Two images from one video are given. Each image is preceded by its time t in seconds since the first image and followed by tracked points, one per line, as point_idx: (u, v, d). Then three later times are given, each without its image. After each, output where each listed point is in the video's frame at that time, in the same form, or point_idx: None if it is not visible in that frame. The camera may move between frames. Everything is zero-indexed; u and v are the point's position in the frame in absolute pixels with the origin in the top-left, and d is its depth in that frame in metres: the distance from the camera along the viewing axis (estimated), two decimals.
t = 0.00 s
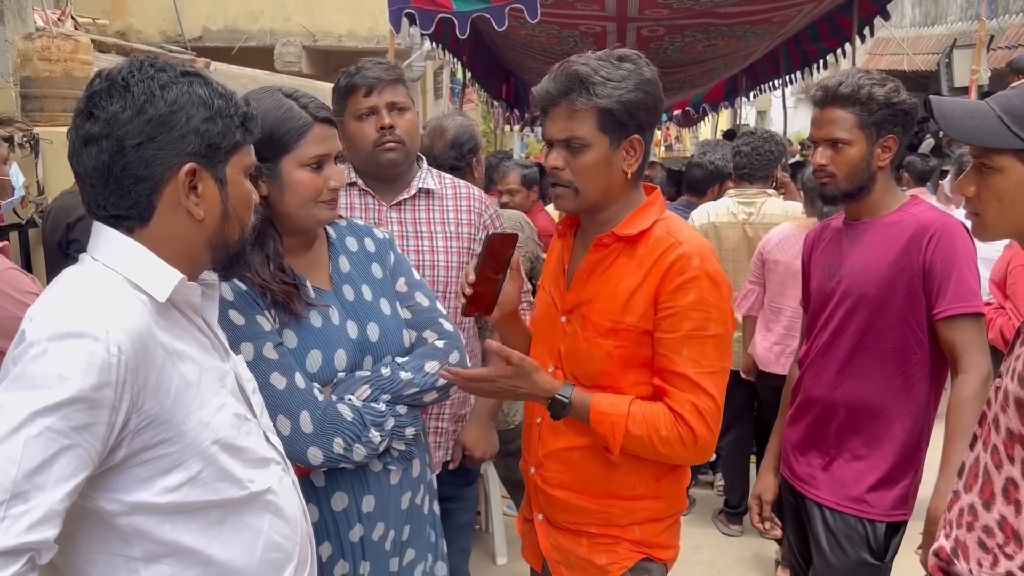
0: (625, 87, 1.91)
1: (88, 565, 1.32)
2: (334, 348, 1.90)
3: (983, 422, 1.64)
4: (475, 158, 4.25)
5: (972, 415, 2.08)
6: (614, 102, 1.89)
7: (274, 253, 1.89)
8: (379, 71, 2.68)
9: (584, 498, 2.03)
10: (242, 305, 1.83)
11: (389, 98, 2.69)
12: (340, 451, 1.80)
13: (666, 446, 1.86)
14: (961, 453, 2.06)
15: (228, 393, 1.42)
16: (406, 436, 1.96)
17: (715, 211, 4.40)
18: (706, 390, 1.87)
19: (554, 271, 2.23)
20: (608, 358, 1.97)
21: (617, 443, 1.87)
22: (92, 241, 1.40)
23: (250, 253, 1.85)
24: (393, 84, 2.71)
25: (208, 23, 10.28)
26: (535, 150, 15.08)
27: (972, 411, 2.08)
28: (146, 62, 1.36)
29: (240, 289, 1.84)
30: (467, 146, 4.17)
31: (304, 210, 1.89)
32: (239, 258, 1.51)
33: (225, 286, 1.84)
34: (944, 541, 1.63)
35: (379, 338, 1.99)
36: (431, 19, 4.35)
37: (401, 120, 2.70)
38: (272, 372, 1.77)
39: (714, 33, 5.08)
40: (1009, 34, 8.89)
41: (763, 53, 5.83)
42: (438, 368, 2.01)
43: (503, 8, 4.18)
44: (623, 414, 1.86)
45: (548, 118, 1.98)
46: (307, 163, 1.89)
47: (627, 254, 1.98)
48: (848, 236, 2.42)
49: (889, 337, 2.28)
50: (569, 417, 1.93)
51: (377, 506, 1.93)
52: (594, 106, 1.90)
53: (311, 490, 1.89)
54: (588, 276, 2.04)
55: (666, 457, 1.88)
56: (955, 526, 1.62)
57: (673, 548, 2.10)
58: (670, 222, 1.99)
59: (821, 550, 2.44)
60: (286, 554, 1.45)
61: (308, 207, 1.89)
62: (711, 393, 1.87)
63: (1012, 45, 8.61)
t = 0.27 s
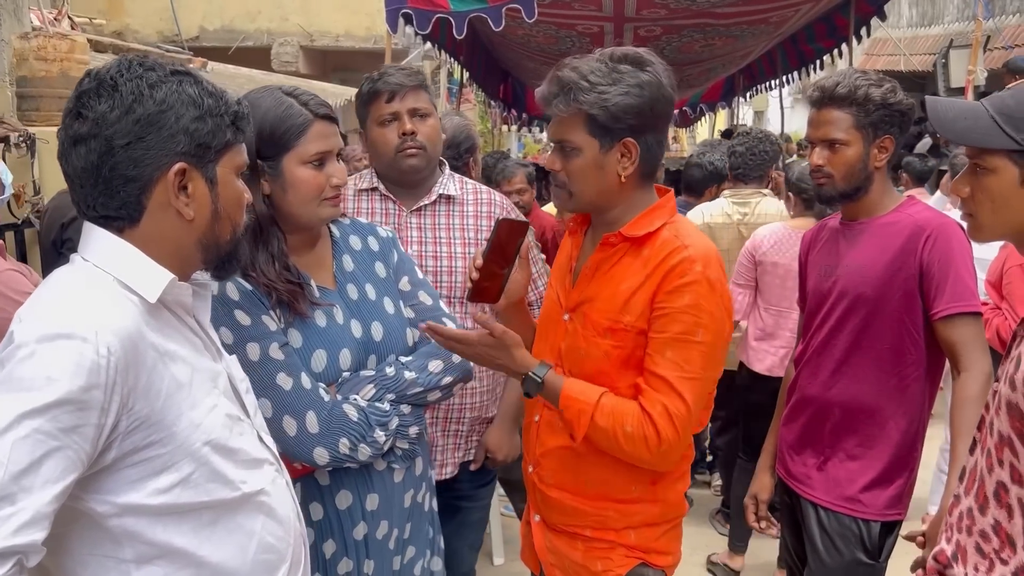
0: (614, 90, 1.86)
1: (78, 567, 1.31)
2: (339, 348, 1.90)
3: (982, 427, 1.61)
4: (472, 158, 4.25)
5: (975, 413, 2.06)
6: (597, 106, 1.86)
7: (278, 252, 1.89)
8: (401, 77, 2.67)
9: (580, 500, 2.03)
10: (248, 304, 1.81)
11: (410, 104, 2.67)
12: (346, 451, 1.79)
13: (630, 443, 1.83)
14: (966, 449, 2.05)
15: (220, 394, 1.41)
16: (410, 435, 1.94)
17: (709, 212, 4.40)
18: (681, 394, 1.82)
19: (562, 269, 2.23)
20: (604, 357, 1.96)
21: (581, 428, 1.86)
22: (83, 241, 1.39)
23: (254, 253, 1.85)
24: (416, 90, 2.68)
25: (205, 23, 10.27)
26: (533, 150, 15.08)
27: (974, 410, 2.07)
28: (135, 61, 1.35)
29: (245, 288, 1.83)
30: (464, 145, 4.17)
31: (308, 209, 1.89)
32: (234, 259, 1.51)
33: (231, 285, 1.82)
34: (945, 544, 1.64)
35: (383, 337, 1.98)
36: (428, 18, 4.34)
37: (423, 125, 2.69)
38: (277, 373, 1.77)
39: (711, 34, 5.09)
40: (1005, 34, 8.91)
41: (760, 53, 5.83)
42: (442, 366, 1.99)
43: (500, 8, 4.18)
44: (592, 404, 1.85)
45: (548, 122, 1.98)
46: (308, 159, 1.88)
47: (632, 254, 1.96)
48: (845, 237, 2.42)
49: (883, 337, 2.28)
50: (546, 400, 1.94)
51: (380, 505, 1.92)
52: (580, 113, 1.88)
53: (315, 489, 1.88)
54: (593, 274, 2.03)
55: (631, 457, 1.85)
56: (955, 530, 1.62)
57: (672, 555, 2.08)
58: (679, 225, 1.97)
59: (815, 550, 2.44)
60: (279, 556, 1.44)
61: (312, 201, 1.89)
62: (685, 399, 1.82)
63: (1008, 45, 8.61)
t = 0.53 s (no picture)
0: (624, 89, 1.78)
1: (71, 568, 1.31)
2: (342, 345, 1.90)
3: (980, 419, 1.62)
4: (469, 159, 4.25)
5: (970, 416, 2.11)
6: (609, 107, 1.77)
7: (279, 252, 1.88)
8: (413, 76, 2.67)
9: (580, 503, 1.97)
10: (252, 302, 1.81)
11: (422, 103, 2.66)
12: (353, 446, 1.79)
13: (599, 442, 1.77)
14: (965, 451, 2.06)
15: (214, 394, 1.40)
16: (413, 429, 1.96)
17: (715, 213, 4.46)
18: (658, 397, 1.72)
19: (574, 269, 2.16)
20: (604, 360, 1.88)
21: (555, 426, 1.83)
22: (76, 241, 1.39)
23: (254, 255, 1.85)
24: (428, 89, 2.68)
25: (202, 23, 10.26)
26: (530, 150, 15.08)
27: (971, 412, 2.11)
28: (129, 61, 1.35)
29: (249, 287, 1.83)
30: (461, 146, 4.17)
31: (306, 223, 1.89)
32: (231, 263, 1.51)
33: (233, 284, 1.82)
34: (942, 538, 1.63)
35: (383, 335, 1.98)
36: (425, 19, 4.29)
37: (434, 125, 2.67)
38: (283, 369, 1.76)
39: (708, 35, 5.09)
40: (1002, 35, 8.92)
41: (757, 54, 5.84)
42: (443, 362, 1.99)
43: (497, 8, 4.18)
44: (562, 403, 1.82)
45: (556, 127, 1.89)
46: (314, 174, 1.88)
47: (637, 255, 1.88)
48: (841, 238, 2.41)
49: (880, 338, 2.28)
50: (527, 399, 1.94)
51: (385, 501, 1.93)
52: (593, 114, 1.78)
53: (319, 484, 1.86)
54: (599, 274, 1.96)
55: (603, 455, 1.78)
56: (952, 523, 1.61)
57: (675, 562, 1.99)
58: (687, 228, 1.87)
59: (811, 550, 2.44)
60: (273, 556, 1.43)
61: (311, 216, 1.89)
62: (662, 402, 1.72)
63: (1004, 47, 8.63)
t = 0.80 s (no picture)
0: (634, 89, 1.77)
1: (65, 570, 1.31)
2: (342, 346, 1.90)
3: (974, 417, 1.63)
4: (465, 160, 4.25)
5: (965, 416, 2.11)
6: (623, 107, 1.76)
7: (280, 251, 1.89)
8: (415, 77, 2.68)
9: (587, 507, 1.95)
10: (253, 303, 1.81)
11: (424, 104, 2.67)
12: (353, 447, 1.79)
13: (603, 450, 1.75)
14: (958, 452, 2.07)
15: (208, 395, 1.41)
16: (411, 430, 1.95)
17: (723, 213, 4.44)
18: (664, 400, 1.72)
19: (581, 271, 2.16)
20: (608, 363, 1.88)
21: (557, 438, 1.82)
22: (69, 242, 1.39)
23: (256, 253, 1.86)
24: (430, 89, 2.69)
25: (199, 24, 10.29)
26: (527, 151, 15.08)
27: (962, 414, 2.12)
28: (123, 63, 1.36)
29: (251, 288, 1.82)
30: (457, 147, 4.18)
31: (304, 213, 1.89)
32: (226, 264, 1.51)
33: (236, 285, 1.81)
34: (941, 536, 1.61)
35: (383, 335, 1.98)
36: (421, 20, 4.34)
37: (436, 125, 2.67)
38: (285, 370, 1.77)
39: (704, 37, 5.10)
40: (998, 37, 8.94)
41: (754, 56, 5.85)
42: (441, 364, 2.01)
43: (494, 9, 4.19)
44: (561, 412, 1.80)
45: (562, 131, 1.86)
46: (306, 162, 1.88)
47: (640, 257, 1.87)
48: (833, 241, 2.42)
49: (874, 340, 2.30)
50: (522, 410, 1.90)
51: (384, 501, 1.93)
52: (606, 116, 1.77)
53: (319, 486, 1.86)
54: (603, 276, 1.96)
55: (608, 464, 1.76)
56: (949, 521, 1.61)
57: (682, 566, 1.97)
58: (691, 228, 1.86)
59: (807, 552, 2.44)
60: (268, 557, 1.43)
61: (308, 205, 1.89)
62: (668, 405, 1.72)
63: (1001, 49, 8.64)
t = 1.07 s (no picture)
0: (620, 98, 1.77)
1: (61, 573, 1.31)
2: (334, 347, 1.89)
3: (968, 419, 1.64)
4: (461, 161, 4.25)
5: (955, 417, 2.10)
6: (609, 119, 1.76)
7: (273, 252, 1.90)
8: (412, 80, 2.68)
9: (597, 513, 1.94)
10: (245, 303, 1.82)
11: (421, 107, 2.67)
12: (340, 449, 1.79)
13: (625, 474, 1.71)
14: (946, 453, 2.07)
15: (204, 397, 1.41)
16: (405, 433, 1.94)
17: (739, 213, 4.34)
18: (682, 409, 1.71)
19: (587, 275, 2.15)
20: (614, 367, 1.88)
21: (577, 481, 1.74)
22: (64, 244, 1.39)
23: (248, 254, 1.87)
24: (427, 92, 2.69)
25: (196, 25, 10.31)
26: (525, 152, 15.08)
27: (954, 414, 2.11)
28: (117, 65, 1.36)
29: (243, 288, 1.83)
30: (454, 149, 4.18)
31: (298, 211, 1.90)
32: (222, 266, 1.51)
33: (227, 285, 1.83)
34: (938, 539, 1.62)
35: (378, 338, 1.97)
36: (418, 22, 4.28)
37: (433, 128, 2.68)
38: (273, 370, 1.77)
39: (701, 39, 5.11)
40: (994, 39, 8.97)
41: (751, 57, 5.86)
42: (437, 368, 1.98)
43: (491, 11, 4.19)
44: (577, 452, 1.73)
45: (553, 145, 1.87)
46: (297, 158, 1.89)
47: (643, 262, 1.87)
48: (828, 242, 2.42)
49: (870, 341, 2.30)
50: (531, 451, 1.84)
51: (375, 504, 1.93)
52: (595, 128, 1.77)
53: (309, 486, 1.87)
54: (608, 280, 1.96)
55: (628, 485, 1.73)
56: (948, 524, 1.61)
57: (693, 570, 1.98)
58: (695, 230, 1.86)
59: (803, 553, 2.45)
60: (264, 560, 1.43)
61: (302, 203, 1.90)
62: (687, 413, 1.71)
63: (997, 51, 8.66)
